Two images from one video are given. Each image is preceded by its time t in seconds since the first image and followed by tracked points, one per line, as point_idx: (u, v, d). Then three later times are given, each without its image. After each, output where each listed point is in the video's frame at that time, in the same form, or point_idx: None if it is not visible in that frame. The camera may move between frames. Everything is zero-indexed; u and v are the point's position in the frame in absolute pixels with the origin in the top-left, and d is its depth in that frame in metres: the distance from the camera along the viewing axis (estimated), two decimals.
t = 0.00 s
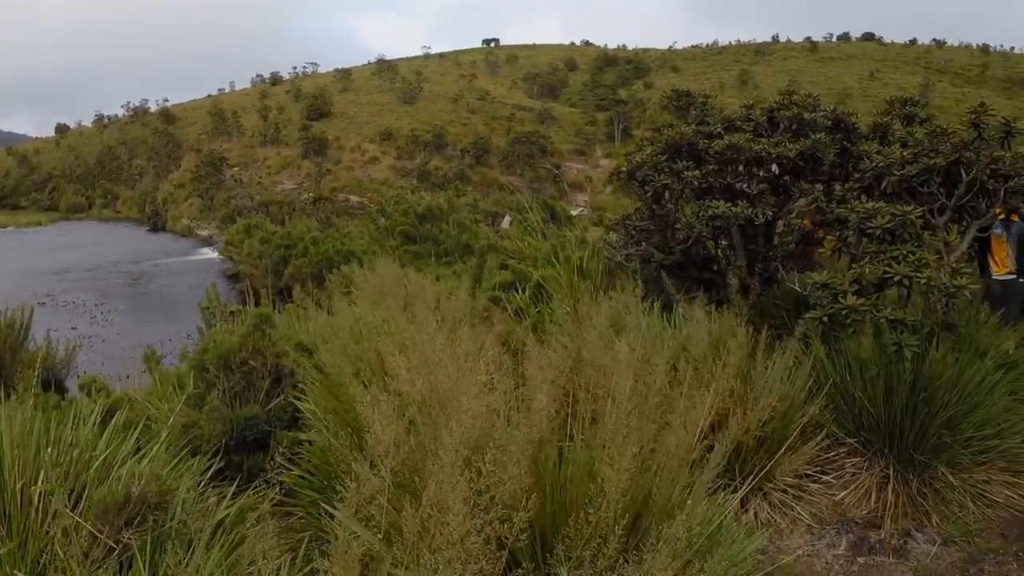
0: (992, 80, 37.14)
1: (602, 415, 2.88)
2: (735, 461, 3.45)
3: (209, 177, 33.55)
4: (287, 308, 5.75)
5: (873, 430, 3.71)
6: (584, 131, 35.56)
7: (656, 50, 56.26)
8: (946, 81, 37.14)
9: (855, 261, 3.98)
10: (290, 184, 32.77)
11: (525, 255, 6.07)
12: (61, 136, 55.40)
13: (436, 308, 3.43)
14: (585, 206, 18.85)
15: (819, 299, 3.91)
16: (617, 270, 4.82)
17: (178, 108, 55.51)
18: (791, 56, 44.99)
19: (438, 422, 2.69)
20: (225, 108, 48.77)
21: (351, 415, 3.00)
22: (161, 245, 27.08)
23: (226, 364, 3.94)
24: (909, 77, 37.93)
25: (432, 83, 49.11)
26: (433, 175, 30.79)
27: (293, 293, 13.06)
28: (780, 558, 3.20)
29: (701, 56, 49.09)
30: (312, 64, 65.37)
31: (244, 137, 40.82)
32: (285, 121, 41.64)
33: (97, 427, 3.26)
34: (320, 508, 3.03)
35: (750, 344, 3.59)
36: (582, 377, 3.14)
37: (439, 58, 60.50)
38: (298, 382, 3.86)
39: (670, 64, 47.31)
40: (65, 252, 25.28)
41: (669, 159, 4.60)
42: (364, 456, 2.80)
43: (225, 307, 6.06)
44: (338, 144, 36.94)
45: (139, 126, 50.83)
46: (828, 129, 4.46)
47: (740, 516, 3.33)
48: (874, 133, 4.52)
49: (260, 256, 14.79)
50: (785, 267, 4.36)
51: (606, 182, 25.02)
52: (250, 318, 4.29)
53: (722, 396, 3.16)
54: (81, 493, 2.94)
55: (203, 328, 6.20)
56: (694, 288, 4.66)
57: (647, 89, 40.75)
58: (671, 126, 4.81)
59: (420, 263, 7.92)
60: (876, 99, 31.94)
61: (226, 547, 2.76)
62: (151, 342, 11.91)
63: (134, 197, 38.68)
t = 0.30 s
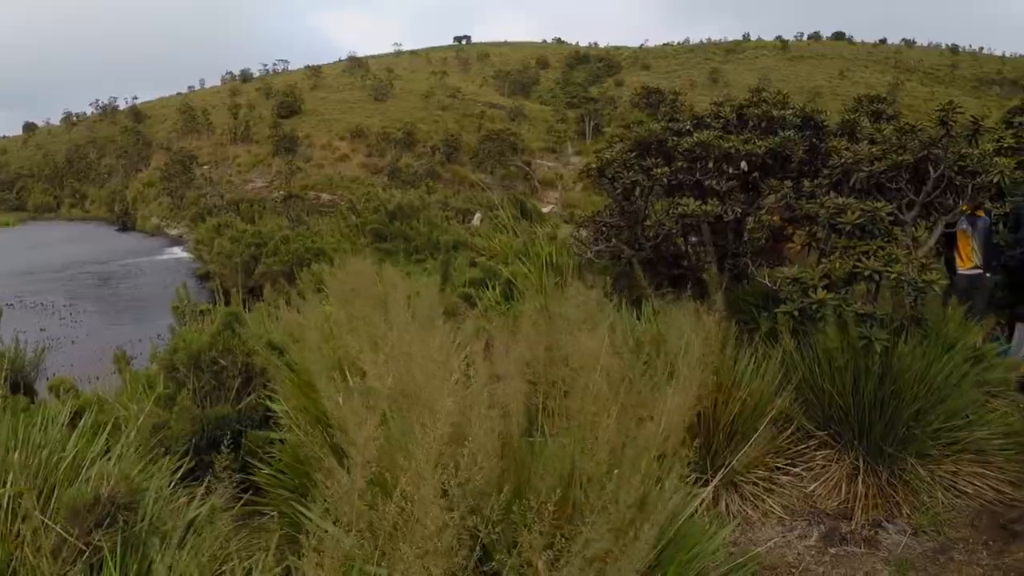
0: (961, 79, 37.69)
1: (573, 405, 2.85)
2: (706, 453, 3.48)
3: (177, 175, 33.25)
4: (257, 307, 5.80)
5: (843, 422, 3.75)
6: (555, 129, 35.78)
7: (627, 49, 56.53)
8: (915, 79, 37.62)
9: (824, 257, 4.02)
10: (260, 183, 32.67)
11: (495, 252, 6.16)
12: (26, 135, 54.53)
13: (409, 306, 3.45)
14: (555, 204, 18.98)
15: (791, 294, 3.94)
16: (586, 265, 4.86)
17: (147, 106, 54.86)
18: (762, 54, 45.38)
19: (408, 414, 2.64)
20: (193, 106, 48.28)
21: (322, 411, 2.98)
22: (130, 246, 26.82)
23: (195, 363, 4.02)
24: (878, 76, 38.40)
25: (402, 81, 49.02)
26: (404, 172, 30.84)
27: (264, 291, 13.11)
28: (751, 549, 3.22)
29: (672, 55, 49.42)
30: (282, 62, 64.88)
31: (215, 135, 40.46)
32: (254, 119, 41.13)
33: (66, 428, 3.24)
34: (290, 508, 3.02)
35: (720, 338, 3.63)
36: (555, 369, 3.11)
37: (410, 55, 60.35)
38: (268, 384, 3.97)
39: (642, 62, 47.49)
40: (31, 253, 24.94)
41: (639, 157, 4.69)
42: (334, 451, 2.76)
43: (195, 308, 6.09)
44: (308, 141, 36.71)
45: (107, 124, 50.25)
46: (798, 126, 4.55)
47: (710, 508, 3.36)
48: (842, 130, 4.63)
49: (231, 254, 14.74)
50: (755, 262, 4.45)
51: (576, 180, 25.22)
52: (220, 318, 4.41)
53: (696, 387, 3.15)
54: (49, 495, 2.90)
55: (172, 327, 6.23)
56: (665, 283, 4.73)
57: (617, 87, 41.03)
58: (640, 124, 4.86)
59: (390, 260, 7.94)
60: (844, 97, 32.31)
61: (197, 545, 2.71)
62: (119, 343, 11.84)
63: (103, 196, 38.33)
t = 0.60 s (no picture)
0: (926, 75, 38.12)
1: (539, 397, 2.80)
2: (671, 448, 3.52)
3: (145, 172, 32.90)
4: (224, 305, 5.84)
5: (809, 416, 3.79)
6: (525, 126, 35.92)
7: (597, 45, 56.59)
8: (882, 76, 38.00)
9: (789, 252, 4.15)
10: (228, 179, 32.46)
11: (460, 249, 6.24)
12: None
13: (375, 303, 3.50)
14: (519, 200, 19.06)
15: (756, 290, 4.03)
16: (554, 260, 4.93)
17: (113, 102, 54.09)
18: (731, 51, 45.54)
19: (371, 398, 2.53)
20: (160, 101, 47.68)
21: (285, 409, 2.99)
22: (96, 243, 26.52)
23: (160, 363, 4.05)
24: (845, 73, 38.75)
25: (372, 77, 48.70)
26: (372, 167, 30.83)
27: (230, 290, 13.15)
28: (718, 543, 3.26)
29: (641, 51, 49.52)
30: (250, 57, 64.21)
31: (182, 131, 40.01)
32: (222, 115, 40.40)
33: (29, 429, 3.26)
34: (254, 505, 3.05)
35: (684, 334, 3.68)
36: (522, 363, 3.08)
37: (380, 51, 60.00)
38: (234, 382, 4.00)
39: (611, 58, 47.38)
40: None
41: (604, 152, 4.79)
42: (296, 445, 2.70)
43: (160, 307, 6.13)
44: (276, 137, 36.41)
45: (73, 121, 49.49)
46: (764, 121, 4.69)
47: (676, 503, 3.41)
48: (807, 127, 4.79)
49: (198, 252, 14.67)
50: (722, 257, 4.56)
51: (543, 177, 25.38)
52: (184, 317, 4.44)
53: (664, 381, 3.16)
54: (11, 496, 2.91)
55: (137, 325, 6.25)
56: (633, 278, 4.81)
57: (585, 82, 41.06)
58: (607, 119, 4.92)
59: (358, 257, 7.98)
60: (811, 94, 32.60)
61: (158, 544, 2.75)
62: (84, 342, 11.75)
63: (71, 194, 37.87)
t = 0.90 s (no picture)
0: (902, 71, 38.27)
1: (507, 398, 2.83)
2: (647, 447, 3.55)
3: (121, 173, 32.67)
4: (201, 307, 5.85)
5: (786, 413, 3.82)
6: (501, 125, 35.95)
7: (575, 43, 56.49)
8: (859, 71, 38.10)
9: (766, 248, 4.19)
10: (205, 179, 32.33)
11: (438, 249, 6.30)
12: None
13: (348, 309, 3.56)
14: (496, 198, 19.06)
15: (731, 286, 4.07)
16: (529, 259, 4.98)
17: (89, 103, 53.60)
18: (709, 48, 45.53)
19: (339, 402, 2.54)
20: (136, 101, 47.27)
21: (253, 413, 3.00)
22: (72, 245, 26.33)
23: (134, 366, 4.15)
24: (822, 69, 38.84)
25: (350, 76, 48.44)
26: (350, 167, 30.84)
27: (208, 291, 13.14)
28: (694, 541, 3.28)
29: (619, 49, 49.48)
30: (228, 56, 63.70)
31: (159, 132, 39.73)
32: (198, 115, 40.17)
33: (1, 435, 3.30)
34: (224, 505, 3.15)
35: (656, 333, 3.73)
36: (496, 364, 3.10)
37: (358, 50, 59.65)
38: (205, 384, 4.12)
39: (589, 56, 47.19)
40: None
41: (580, 149, 4.82)
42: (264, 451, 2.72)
43: (137, 309, 6.15)
44: (254, 136, 36.21)
45: (49, 122, 49.00)
46: (739, 118, 4.76)
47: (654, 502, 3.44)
48: (783, 122, 4.85)
49: (175, 254, 14.64)
50: (698, 254, 4.61)
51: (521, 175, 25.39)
52: (157, 321, 4.54)
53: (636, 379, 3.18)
54: None
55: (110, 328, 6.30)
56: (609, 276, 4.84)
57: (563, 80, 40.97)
58: (582, 117, 4.94)
59: (335, 258, 8.01)
60: (788, 91, 32.64)
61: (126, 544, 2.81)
62: (61, 345, 11.75)
63: (48, 195, 37.59)
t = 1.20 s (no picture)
0: (873, 69, 38.56)
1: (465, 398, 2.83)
2: (616, 446, 3.57)
3: (93, 175, 32.39)
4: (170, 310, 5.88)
5: (756, 410, 3.84)
6: (475, 124, 36.15)
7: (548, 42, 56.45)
8: (831, 70, 38.36)
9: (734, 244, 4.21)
10: (177, 180, 32.12)
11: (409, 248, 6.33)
12: None
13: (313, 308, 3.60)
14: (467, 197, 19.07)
15: (698, 283, 4.07)
16: (498, 258, 5.02)
17: (60, 104, 53.02)
18: (682, 48, 45.65)
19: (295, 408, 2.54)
20: (108, 102, 46.82)
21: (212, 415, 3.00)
22: (40, 249, 26.10)
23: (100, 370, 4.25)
24: (794, 67, 39.06)
25: (323, 75, 48.18)
26: (322, 168, 31.13)
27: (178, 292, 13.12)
28: (663, 540, 3.31)
29: (592, 48, 49.50)
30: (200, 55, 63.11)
31: (131, 133, 39.38)
32: (169, 115, 39.88)
33: None
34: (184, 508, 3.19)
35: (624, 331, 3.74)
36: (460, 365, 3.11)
37: (332, 49, 59.33)
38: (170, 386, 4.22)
39: (562, 54, 47.21)
40: None
41: (548, 148, 4.86)
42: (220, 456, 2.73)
43: (103, 312, 6.18)
44: (226, 137, 36.01)
45: (20, 123, 48.41)
46: (708, 115, 4.81)
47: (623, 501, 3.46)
48: (752, 119, 4.88)
49: (146, 256, 14.59)
50: (667, 251, 4.65)
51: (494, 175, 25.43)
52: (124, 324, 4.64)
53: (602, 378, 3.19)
54: None
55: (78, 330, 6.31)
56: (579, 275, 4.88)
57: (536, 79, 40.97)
58: (551, 115, 4.99)
59: (306, 259, 8.00)
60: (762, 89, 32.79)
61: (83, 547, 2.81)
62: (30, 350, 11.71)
63: (19, 197, 37.23)
